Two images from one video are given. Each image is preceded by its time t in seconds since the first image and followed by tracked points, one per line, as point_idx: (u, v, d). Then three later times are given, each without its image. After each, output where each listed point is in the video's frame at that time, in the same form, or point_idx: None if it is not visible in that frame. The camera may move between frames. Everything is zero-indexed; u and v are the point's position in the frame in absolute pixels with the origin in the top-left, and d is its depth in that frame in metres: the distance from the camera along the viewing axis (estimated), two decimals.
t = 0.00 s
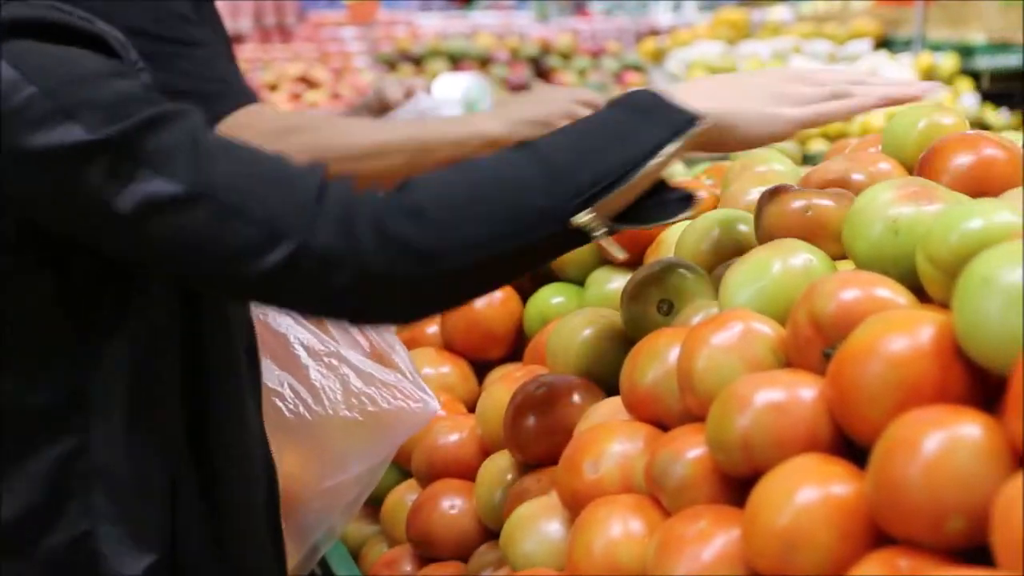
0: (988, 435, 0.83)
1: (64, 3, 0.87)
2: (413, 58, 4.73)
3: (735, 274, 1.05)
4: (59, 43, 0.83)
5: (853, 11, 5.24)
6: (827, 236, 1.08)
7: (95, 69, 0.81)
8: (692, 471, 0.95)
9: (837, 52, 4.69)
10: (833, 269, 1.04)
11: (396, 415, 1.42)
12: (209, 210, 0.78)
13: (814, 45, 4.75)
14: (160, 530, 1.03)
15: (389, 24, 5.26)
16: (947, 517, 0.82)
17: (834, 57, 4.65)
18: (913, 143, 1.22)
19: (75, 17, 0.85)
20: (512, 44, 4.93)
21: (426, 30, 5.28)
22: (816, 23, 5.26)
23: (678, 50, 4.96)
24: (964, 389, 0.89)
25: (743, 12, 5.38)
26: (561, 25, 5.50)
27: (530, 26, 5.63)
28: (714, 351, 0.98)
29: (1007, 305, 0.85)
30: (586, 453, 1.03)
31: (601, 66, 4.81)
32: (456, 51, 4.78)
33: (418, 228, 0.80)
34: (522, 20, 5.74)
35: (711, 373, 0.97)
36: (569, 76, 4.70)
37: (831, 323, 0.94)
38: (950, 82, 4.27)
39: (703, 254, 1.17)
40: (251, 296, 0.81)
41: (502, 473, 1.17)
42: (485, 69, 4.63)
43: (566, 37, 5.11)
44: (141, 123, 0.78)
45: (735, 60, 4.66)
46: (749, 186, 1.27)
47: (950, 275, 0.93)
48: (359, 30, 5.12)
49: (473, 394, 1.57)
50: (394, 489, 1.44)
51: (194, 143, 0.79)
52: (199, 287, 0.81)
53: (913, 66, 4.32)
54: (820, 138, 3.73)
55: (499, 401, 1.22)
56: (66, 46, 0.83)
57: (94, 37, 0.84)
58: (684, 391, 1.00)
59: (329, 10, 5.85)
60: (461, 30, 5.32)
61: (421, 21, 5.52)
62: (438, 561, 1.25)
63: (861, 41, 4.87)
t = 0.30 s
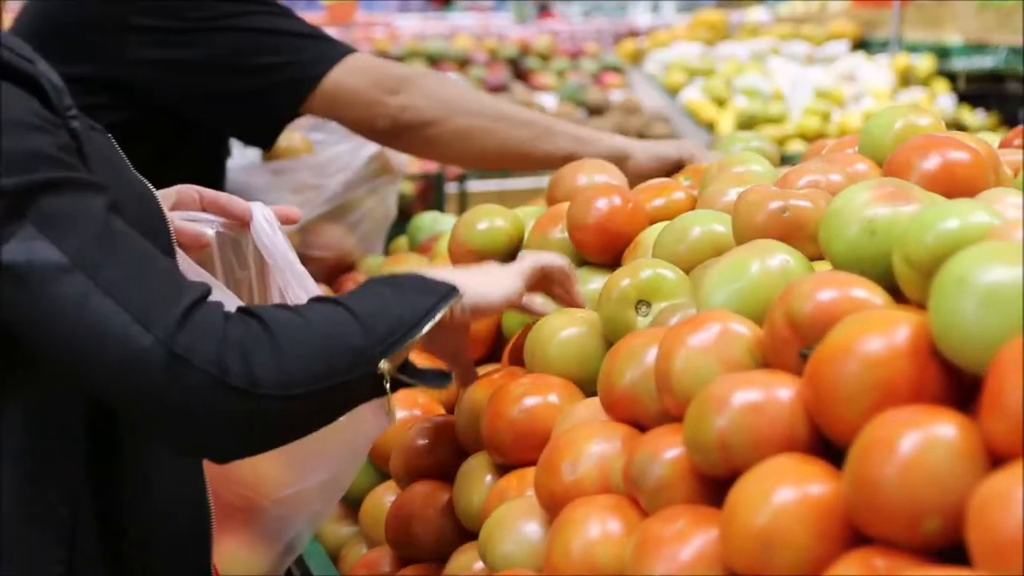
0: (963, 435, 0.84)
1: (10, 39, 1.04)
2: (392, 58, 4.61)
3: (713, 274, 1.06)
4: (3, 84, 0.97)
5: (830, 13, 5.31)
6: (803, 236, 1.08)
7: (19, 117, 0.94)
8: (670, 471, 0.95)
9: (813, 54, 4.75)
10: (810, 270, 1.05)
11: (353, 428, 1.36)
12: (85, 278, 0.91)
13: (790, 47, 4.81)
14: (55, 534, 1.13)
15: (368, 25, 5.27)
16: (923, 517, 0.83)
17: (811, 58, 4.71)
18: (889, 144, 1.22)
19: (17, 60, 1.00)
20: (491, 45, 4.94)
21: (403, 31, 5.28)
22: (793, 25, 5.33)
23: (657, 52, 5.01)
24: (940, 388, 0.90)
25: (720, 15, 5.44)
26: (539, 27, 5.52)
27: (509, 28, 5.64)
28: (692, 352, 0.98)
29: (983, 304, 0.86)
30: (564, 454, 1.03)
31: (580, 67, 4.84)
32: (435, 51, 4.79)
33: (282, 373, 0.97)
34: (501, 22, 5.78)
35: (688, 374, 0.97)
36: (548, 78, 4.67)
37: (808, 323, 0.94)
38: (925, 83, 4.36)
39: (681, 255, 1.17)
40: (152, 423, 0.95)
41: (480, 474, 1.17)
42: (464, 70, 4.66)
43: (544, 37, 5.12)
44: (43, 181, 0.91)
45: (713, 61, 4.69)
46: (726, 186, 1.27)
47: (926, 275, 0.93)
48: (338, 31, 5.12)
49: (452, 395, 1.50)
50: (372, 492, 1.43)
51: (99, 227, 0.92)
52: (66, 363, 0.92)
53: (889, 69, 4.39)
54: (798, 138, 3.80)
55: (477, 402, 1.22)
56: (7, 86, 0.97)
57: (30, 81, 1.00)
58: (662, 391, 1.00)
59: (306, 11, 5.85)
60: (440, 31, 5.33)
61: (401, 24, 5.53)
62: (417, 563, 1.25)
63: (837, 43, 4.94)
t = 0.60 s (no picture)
0: (940, 434, 0.84)
1: None
2: (372, 61, 4.67)
3: (692, 274, 1.06)
4: None
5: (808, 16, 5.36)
6: (782, 237, 1.09)
7: None
8: (649, 472, 0.95)
9: (793, 55, 4.79)
10: (788, 271, 1.05)
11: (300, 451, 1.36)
12: None
13: (770, 48, 4.85)
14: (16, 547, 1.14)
15: (348, 27, 5.29)
16: (901, 517, 0.83)
17: (790, 60, 4.75)
18: (868, 145, 1.23)
19: None
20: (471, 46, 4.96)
21: (384, 33, 5.28)
22: (771, 27, 5.39)
23: (637, 53, 5.05)
24: (918, 388, 0.90)
25: (700, 16, 5.49)
26: (520, 30, 5.53)
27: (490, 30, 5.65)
28: (670, 353, 0.98)
29: (960, 305, 0.87)
30: (543, 455, 1.03)
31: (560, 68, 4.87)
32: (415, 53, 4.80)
33: (174, 411, 0.94)
34: (482, 24, 5.81)
35: (667, 375, 0.97)
36: (527, 79, 4.62)
37: (787, 324, 0.94)
38: (904, 84, 4.38)
39: (659, 257, 1.17)
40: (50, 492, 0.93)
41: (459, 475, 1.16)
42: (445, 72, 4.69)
43: (524, 39, 5.15)
44: None
45: (693, 62, 4.73)
46: (705, 187, 1.28)
47: (904, 276, 0.94)
48: (319, 33, 5.14)
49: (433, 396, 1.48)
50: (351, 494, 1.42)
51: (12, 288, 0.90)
52: None
53: (868, 69, 4.41)
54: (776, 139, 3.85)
55: (456, 404, 1.22)
56: None
57: None
58: (641, 392, 1.00)
59: (286, 13, 5.87)
60: (421, 32, 5.36)
61: (382, 25, 5.56)
62: (397, 564, 1.25)
63: (817, 45, 4.97)
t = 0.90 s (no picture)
0: (917, 434, 0.85)
1: None
2: (353, 62, 4.70)
3: (671, 275, 1.06)
4: None
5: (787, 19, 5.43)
6: (760, 238, 1.09)
7: None
8: (629, 472, 0.96)
9: (772, 57, 4.83)
10: (767, 272, 1.05)
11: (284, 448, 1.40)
12: None
13: (749, 50, 4.88)
14: None
15: (328, 28, 5.30)
16: (878, 516, 0.84)
17: (769, 61, 4.78)
18: (846, 147, 1.23)
19: None
20: (450, 48, 4.98)
21: (365, 35, 5.29)
22: (750, 29, 5.45)
23: (617, 55, 5.07)
24: (895, 388, 0.91)
25: (679, 19, 5.54)
26: (501, 31, 5.55)
27: (471, 32, 5.66)
28: (649, 354, 0.98)
29: (937, 305, 0.87)
30: (523, 456, 1.03)
31: (540, 69, 4.89)
32: (394, 55, 4.82)
33: (56, 469, 1.03)
34: (462, 27, 5.85)
35: (646, 376, 0.97)
36: (507, 81, 4.71)
37: (765, 325, 0.95)
38: (882, 84, 4.41)
39: (639, 258, 1.17)
40: None
41: (441, 475, 1.17)
42: (425, 73, 4.71)
43: (504, 42, 5.17)
44: None
45: (672, 63, 4.75)
46: (684, 188, 1.28)
47: (882, 277, 0.94)
48: (298, 36, 5.15)
49: (413, 397, 1.49)
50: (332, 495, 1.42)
51: None
52: None
53: (847, 69, 4.43)
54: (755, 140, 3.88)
55: (437, 405, 1.22)
56: None
57: None
58: (621, 393, 1.00)
59: (267, 14, 5.91)
60: (402, 33, 5.37)
61: (362, 27, 5.57)
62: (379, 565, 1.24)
63: (796, 46, 4.99)
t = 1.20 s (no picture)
0: (895, 434, 0.86)
1: None
2: (334, 64, 4.66)
3: (651, 276, 1.06)
4: None
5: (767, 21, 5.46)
6: (740, 239, 1.09)
7: None
8: (609, 472, 0.96)
9: (753, 58, 4.84)
10: (747, 272, 1.05)
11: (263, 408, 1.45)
12: None
13: (729, 51, 4.90)
14: None
15: (308, 29, 5.28)
16: (857, 516, 0.84)
17: (750, 63, 4.80)
18: (825, 147, 1.24)
19: None
20: (431, 49, 4.97)
21: (345, 35, 5.28)
22: (730, 30, 5.47)
23: (598, 56, 5.08)
24: (874, 387, 0.91)
25: (660, 20, 5.56)
26: (482, 32, 5.55)
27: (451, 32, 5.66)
28: (629, 354, 0.98)
29: (914, 305, 0.88)
30: (503, 456, 1.03)
31: (521, 71, 4.90)
32: (375, 56, 4.81)
33: None
34: (443, 27, 5.85)
35: (625, 376, 0.97)
36: (488, 82, 4.73)
37: (744, 325, 0.95)
38: (861, 85, 4.43)
39: (619, 259, 1.17)
40: None
41: (422, 476, 1.16)
42: (406, 74, 4.71)
43: (485, 43, 5.18)
44: None
45: (653, 65, 4.76)
46: (664, 189, 1.28)
47: (861, 278, 0.94)
48: (278, 36, 5.12)
49: (392, 398, 1.48)
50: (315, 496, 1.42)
51: None
52: None
53: (826, 71, 4.45)
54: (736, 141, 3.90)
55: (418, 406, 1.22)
56: None
57: None
58: (601, 394, 1.00)
59: (247, 14, 5.88)
60: (382, 34, 5.36)
61: (342, 28, 5.56)
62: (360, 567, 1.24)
63: (777, 47, 5.01)
